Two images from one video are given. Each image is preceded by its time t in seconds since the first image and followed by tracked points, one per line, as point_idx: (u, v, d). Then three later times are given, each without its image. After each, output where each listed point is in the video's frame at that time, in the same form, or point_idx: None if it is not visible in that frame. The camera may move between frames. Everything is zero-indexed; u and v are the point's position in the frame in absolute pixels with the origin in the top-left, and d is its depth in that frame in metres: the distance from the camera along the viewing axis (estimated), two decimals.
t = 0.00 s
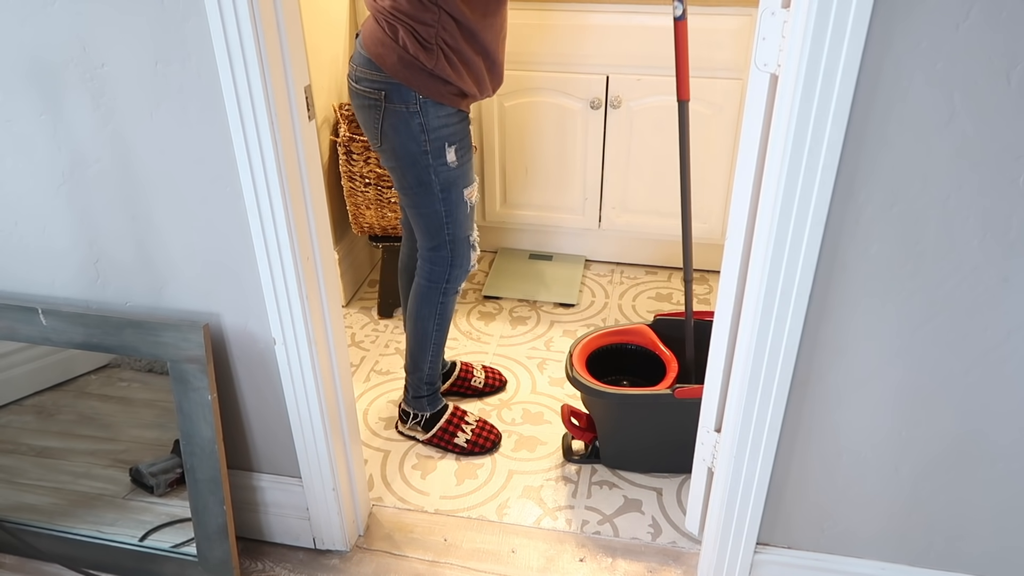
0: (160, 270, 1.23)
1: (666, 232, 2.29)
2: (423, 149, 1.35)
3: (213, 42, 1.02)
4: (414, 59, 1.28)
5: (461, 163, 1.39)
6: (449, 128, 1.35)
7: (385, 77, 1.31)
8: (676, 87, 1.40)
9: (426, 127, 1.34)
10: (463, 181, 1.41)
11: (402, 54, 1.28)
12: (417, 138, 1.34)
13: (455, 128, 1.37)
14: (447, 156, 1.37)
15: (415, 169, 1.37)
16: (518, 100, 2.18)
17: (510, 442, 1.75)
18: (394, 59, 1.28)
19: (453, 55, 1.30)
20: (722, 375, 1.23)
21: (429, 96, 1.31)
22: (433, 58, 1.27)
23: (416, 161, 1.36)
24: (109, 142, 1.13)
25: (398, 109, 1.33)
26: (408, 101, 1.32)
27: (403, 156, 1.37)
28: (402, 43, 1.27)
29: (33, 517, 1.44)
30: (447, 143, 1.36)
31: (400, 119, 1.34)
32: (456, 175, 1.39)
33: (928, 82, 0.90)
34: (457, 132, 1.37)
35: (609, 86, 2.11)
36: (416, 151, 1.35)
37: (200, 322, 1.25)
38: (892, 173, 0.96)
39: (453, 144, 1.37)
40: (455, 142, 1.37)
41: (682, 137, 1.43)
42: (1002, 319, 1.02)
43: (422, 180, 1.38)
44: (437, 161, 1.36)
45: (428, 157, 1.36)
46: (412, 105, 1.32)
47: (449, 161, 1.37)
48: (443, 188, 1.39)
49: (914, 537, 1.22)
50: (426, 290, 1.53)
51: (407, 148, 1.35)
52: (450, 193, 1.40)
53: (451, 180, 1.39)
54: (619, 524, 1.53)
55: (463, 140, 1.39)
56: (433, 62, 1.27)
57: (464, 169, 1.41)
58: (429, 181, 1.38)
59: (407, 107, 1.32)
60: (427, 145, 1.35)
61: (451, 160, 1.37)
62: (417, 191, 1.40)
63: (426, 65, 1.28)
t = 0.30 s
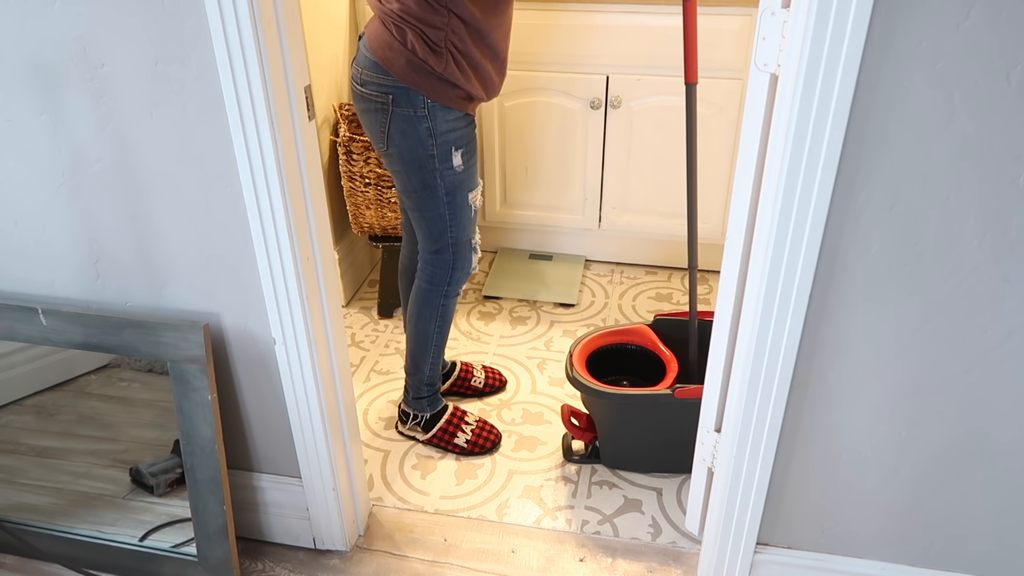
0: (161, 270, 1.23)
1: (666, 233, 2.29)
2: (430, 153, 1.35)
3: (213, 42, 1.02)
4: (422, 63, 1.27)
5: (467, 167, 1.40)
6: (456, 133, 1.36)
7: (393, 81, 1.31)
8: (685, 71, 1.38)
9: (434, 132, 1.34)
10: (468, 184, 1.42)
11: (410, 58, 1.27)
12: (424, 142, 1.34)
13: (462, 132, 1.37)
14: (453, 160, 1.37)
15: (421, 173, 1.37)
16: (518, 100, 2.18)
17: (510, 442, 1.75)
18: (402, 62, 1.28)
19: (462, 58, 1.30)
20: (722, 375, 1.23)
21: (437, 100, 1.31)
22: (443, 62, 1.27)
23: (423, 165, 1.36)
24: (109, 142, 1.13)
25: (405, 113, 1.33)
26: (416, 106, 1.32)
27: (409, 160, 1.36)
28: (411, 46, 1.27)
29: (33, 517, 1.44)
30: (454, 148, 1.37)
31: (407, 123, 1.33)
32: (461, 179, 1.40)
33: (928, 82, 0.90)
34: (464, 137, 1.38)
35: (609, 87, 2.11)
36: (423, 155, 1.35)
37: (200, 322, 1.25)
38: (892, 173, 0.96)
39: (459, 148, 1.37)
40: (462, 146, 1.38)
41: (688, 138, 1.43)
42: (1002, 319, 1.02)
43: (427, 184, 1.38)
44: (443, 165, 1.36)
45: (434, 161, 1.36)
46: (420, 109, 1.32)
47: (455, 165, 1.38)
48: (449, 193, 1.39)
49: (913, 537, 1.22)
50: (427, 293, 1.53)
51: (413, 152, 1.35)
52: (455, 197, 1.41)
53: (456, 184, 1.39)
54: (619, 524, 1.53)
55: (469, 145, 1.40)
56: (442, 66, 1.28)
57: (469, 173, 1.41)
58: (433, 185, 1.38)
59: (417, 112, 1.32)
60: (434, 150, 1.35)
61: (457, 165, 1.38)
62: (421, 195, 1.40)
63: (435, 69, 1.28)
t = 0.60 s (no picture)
0: (161, 270, 1.23)
1: (666, 232, 2.29)
2: (429, 154, 1.35)
3: (213, 42, 1.02)
4: (422, 63, 1.27)
5: (466, 168, 1.40)
6: (456, 133, 1.36)
7: (392, 81, 1.31)
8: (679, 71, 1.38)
9: (434, 133, 1.34)
10: (468, 185, 1.42)
11: (409, 58, 1.27)
12: (423, 143, 1.34)
13: (462, 133, 1.37)
14: (453, 160, 1.37)
15: (421, 173, 1.37)
16: (518, 100, 2.18)
17: (510, 442, 1.75)
18: (402, 63, 1.28)
19: (461, 58, 1.30)
20: (722, 375, 1.23)
21: (437, 101, 1.31)
22: (442, 62, 1.27)
23: (423, 166, 1.36)
24: (109, 142, 1.13)
25: (404, 113, 1.33)
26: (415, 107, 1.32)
27: (409, 161, 1.36)
28: (410, 46, 1.27)
29: (33, 517, 1.44)
30: (453, 148, 1.36)
31: (406, 123, 1.33)
32: (461, 179, 1.40)
33: (928, 82, 0.90)
34: (463, 137, 1.38)
35: (609, 87, 2.11)
36: (422, 156, 1.35)
37: (199, 322, 1.24)
38: (892, 173, 0.96)
39: (459, 148, 1.37)
40: (461, 147, 1.38)
41: (687, 139, 1.43)
42: (1002, 319, 1.02)
43: (427, 184, 1.38)
44: (443, 165, 1.36)
45: (434, 161, 1.36)
46: (419, 110, 1.32)
47: (455, 165, 1.38)
48: (449, 193, 1.39)
49: (914, 537, 1.22)
50: (427, 294, 1.53)
51: (413, 152, 1.35)
52: (456, 197, 1.41)
53: (456, 185, 1.39)
54: (619, 524, 1.53)
55: (469, 145, 1.40)
56: (441, 66, 1.27)
57: (469, 173, 1.41)
58: (433, 185, 1.38)
59: (416, 113, 1.32)
60: (434, 151, 1.35)
61: (457, 165, 1.38)
62: (421, 196, 1.40)
63: (434, 69, 1.28)
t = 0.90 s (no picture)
0: (161, 270, 1.23)
1: (666, 232, 2.29)
2: (432, 154, 1.35)
3: (213, 42, 1.02)
4: (423, 63, 1.27)
5: (469, 168, 1.40)
6: (458, 133, 1.36)
7: (394, 82, 1.31)
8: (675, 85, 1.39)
9: (436, 133, 1.34)
10: (470, 185, 1.42)
11: (411, 58, 1.28)
12: (425, 143, 1.34)
13: (464, 133, 1.37)
14: (455, 160, 1.37)
15: (423, 173, 1.37)
16: (518, 100, 2.18)
17: (510, 442, 1.75)
18: (403, 63, 1.28)
19: (462, 58, 1.30)
20: (722, 375, 1.23)
21: (439, 101, 1.31)
22: (443, 63, 1.27)
23: (425, 166, 1.36)
24: (109, 141, 1.13)
25: (406, 113, 1.33)
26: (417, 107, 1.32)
27: (411, 161, 1.36)
28: (411, 47, 1.27)
29: (33, 517, 1.44)
30: (456, 148, 1.36)
31: (408, 124, 1.33)
32: (463, 180, 1.39)
33: (927, 83, 0.90)
34: (465, 137, 1.38)
35: (609, 87, 2.11)
36: (425, 156, 1.35)
37: (200, 322, 1.24)
38: (892, 173, 0.96)
39: (461, 149, 1.37)
40: (464, 147, 1.38)
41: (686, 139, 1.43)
42: (1002, 319, 1.02)
43: (430, 184, 1.38)
44: (445, 165, 1.36)
45: (436, 161, 1.36)
46: (421, 110, 1.32)
47: (457, 165, 1.38)
48: (451, 193, 1.39)
49: (913, 537, 1.22)
50: (429, 294, 1.53)
51: (416, 152, 1.35)
52: (458, 197, 1.41)
53: (458, 185, 1.39)
54: (619, 524, 1.53)
55: (471, 145, 1.40)
56: (442, 66, 1.27)
57: (471, 174, 1.41)
58: (436, 185, 1.38)
59: (419, 113, 1.32)
60: (437, 151, 1.35)
61: (459, 165, 1.38)
62: (424, 196, 1.40)
63: (436, 70, 1.28)
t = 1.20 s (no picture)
0: (161, 270, 1.23)
1: (666, 232, 2.29)
2: (435, 154, 1.35)
3: (213, 43, 1.02)
4: (426, 63, 1.27)
5: (472, 168, 1.40)
6: (461, 132, 1.36)
7: (397, 82, 1.31)
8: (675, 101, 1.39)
9: (439, 133, 1.34)
10: (474, 185, 1.41)
11: (414, 58, 1.27)
12: (429, 142, 1.34)
13: (467, 133, 1.37)
14: (458, 160, 1.37)
15: (426, 173, 1.37)
16: (518, 100, 2.18)
17: (510, 442, 1.75)
18: (406, 63, 1.28)
19: (466, 58, 1.29)
20: (722, 375, 1.23)
21: (442, 101, 1.31)
22: (446, 63, 1.27)
23: (428, 166, 1.36)
24: (108, 142, 1.13)
25: (409, 113, 1.33)
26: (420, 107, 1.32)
27: (414, 161, 1.36)
28: (414, 46, 1.27)
29: (33, 517, 1.44)
30: (459, 148, 1.36)
31: (411, 123, 1.33)
32: (466, 179, 1.39)
33: (928, 83, 0.90)
34: (469, 137, 1.38)
35: (609, 87, 2.11)
36: (428, 156, 1.35)
37: (199, 322, 1.24)
38: (892, 173, 0.96)
39: (464, 148, 1.37)
40: (466, 147, 1.38)
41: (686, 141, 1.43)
42: (1001, 319, 1.02)
43: (433, 184, 1.38)
44: (448, 165, 1.36)
45: (439, 161, 1.36)
46: (424, 110, 1.32)
47: (461, 165, 1.38)
48: (455, 193, 1.39)
49: (913, 537, 1.22)
50: (432, 293, 1.53)
51: (418, 152, 1.35)
52: (461, 197, 1.41)
53: (462, 185, 1.39)
54: (619, 524, 1.53)
55: (475, 145, 1.39)
56: (445, 66, 1.27)
57: (474, 173, 1.41)
58: (439, 185, 1.38)
59: (422, 113, 1.32)
60: (440, 151, 1.35)
61: (463, 165, 1.38)
62: (427, 196, 1.40)
63: (438, 70, 1.28)
